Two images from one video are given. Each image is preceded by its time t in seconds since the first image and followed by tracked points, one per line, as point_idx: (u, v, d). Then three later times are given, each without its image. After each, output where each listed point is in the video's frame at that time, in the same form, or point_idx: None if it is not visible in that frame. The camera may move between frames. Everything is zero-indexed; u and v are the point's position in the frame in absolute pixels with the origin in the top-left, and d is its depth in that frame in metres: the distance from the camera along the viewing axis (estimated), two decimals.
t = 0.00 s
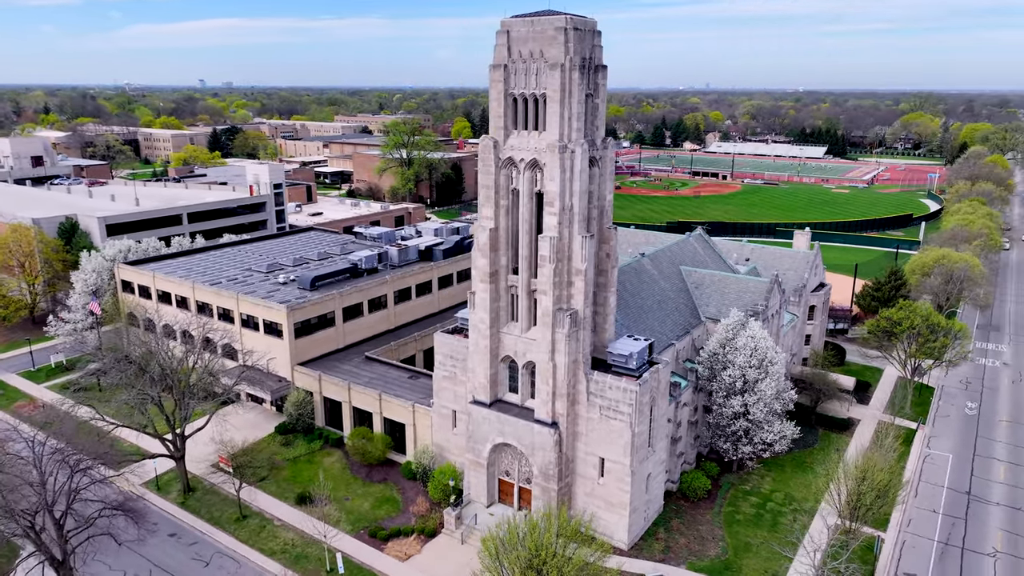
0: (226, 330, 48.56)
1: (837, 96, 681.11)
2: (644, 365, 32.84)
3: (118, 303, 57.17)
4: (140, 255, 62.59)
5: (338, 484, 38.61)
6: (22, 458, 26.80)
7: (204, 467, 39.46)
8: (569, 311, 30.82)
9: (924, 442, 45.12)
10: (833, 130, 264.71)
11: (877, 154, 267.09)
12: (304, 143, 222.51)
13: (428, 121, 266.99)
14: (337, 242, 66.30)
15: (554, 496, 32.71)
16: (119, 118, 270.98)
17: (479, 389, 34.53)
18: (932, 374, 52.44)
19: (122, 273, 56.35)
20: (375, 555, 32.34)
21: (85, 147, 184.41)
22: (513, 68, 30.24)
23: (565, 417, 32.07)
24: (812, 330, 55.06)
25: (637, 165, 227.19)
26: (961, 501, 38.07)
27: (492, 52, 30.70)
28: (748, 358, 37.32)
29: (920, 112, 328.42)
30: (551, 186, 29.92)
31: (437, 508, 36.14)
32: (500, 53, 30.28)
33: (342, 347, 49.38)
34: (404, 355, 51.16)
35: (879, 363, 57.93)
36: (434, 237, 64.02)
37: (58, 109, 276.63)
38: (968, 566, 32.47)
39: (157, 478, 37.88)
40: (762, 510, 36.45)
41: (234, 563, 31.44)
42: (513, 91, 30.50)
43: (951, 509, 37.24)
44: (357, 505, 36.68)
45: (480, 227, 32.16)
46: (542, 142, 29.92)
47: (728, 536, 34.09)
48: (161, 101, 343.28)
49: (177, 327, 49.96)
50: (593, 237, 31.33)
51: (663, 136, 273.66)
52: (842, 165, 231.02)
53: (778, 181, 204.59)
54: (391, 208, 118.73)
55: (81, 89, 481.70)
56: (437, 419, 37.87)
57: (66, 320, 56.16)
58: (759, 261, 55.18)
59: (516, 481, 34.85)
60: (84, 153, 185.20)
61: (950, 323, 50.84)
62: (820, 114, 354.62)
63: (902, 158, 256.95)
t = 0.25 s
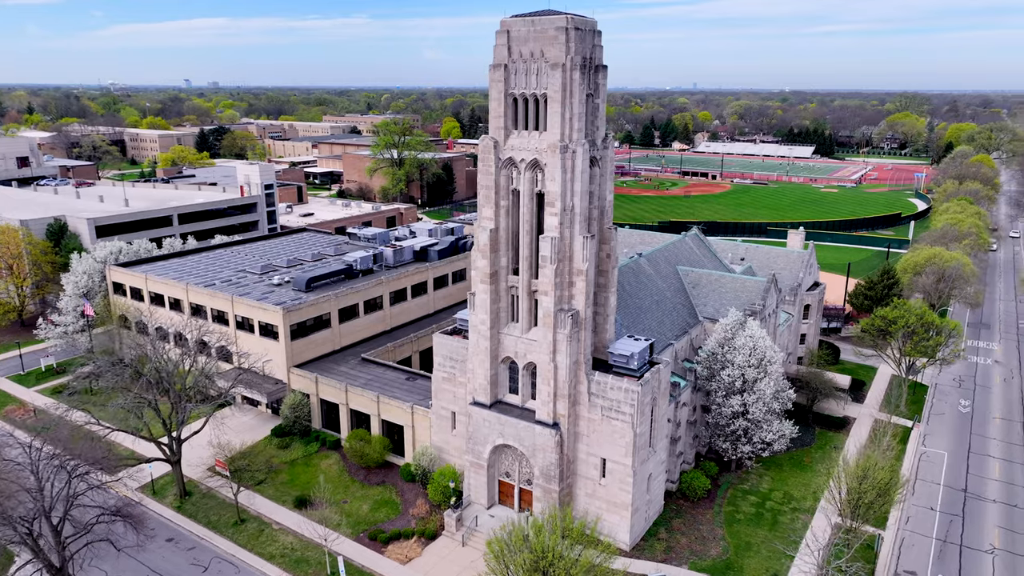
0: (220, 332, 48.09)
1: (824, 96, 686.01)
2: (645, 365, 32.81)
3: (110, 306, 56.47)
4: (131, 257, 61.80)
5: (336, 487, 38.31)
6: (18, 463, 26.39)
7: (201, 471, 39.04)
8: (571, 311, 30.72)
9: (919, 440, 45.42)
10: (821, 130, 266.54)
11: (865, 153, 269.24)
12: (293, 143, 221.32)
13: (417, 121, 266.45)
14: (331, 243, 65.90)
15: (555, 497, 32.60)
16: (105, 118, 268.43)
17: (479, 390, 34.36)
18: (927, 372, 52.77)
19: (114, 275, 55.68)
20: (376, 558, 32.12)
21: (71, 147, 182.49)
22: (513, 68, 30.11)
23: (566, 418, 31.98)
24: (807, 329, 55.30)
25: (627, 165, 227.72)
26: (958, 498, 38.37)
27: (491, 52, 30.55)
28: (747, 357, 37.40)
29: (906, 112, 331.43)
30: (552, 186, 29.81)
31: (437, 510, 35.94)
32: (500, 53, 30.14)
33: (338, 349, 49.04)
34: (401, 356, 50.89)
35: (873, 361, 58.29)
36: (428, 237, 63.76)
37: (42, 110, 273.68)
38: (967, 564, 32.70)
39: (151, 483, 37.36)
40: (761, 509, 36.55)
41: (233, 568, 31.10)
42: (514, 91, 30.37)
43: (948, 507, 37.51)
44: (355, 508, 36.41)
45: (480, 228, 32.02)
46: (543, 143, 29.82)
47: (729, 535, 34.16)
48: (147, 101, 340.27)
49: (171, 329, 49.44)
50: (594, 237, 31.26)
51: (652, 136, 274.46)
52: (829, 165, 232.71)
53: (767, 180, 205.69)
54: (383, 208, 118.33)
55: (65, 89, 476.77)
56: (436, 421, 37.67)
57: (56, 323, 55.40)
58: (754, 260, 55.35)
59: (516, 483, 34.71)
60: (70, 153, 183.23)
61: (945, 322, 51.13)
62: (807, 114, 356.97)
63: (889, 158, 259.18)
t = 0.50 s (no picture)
0: (215, 334, 47.62)
1: (810, 97, 690.78)
2: (646, 365, 32.79)
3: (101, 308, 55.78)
4: (123, 258, 61.03)
5: (334, 490, 38.02)
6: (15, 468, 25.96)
7: (197, 474, 38.65)
8: (572, 312, 30.64)
9: (915, 437, 45.73)
10: (809, 130, 268.27)
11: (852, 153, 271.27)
12: (282, 144, 219.96)
13: (406, 122, 265.69)
14: (325, 244, 65.51)
15: (557, 498, 32.51)
16: (90, 118, 265.63)
17: (479, 391, 34.22)
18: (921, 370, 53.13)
19: (105, 278, 55.00)
20: (377, 562, 31.89)
21: (56, 148, 180.42)
22: (514, 68, 30.00)
23: (568, 419, 31.90)
24: (802, 328, 55.55)
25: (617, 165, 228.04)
26: (955, 495, 38.67)
27: (492, 51, 30.41)
28: (747, 357, 37.49)
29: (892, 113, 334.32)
30: (554, 187, 29.74)
31: (438, 512, 35.75)
32: (500, 53, 30.02)
33: (334, 351, 48.71)
34: (397, 357, 50.64)
35: (867, 360, 58.66)
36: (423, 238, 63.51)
37: (26, 110, 270.41)
38: (966, 561, 32.95)
39: (148, 487, 36.92)
40: (761, 508, 36.66)
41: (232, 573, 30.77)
42: (515, 91, 30.26)
43: (945, 504, 37.79)
44: (355, 511, 36.16)
45: (481, 228, 31.90)
46: (544, 143, 29.75)
47: (729, 535, 34.22)
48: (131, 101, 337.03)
49: (164, 332, 48.91)
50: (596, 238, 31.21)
51: (642, 136, 275.13)
52: (818, 164, 234.28)
53: (757, 180, 206.75)
54: (374, 209, 117.92)
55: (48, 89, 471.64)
56: (435, 423, 37.48)
57: (47, 325, 54.62)
58: (748, 260, 55.55)
59: (517, 484, 34.59)
60: (55, 154, 181.15)
61: (940, 321, 51.49)
62: (795, 114, 359.12)
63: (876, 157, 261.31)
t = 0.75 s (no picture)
0: (209, 336, 47.14)
1: (798, 97, 695.41)
2: (647, 366, 32.75)
3: (93, 311, 55.07)
4: (114, 260, 60.30)
5: (332, 493, 37.73)
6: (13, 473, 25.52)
7: (193, 478, 38.25)
8: (574, 312, 30.54)
9: (911, 435, 46.04)
10: (797, 130, 269.91)
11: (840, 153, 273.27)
12: (270, 144, 218.67)
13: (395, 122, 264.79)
14: (319, 245, 65.08)
15: (559, 499, 32.41)
16: (75, 118, 262.82)
17: (480, 393, 34.07)
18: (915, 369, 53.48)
19: (97, 280, 54.29)
20: (379, 565, 31.71)
21: (41, 149, 178.40)
22: (514, 68, 29.87)
23: (569, 420, 31.82)
24: (798, 327, 55.77)
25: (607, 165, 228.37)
26: (952, 493, 38.97)
27: (492, 51, 30.28)
28: (746, 356, 37.57)
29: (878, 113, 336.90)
30: (555, 187, 29.63)
31: (438, 515, 35.58)
32: (501, 53, 29.89)
33: (330, 353, 48.37)
34: (394, 359, 50.36)
35: (861, 358, 59.00)
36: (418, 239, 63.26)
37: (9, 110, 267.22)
38: (965, 558, 33.19)
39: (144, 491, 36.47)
40: (761, 507, 36.78)
41: None
42: (515, 91, 30.15)
43: (943, 501, 38.08)
44: (354, 514, 35.92)
45: (481, 229, 31.77)
46: (545, 143, 29.66)
47: (730, 534, 34.27)
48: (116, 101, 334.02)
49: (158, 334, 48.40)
50: (597, 237, 31.11)
51: (631, 137, 275.70)
52: (806, 164, 235.76)
53: (746, 180, 207.66)
54: (366, 209, 117.45)
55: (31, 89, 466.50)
56: (435, 424, 37.30)
57: (37, 328, 53.85)
58: (743, 259, 55.69)
59: (518, 485, 34.47)
60: (40, 155, 179.04)
61: (935, 320, 51.84)
62: (782, 114, 361.24)
63: (864, 157, 263.40)
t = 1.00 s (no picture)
0: (204, 339, 46.65)
1: (781, 96, 699.68)
2: (649, 366, 32.70)
3: (84, 313, 54.37)
4: (106, 262, 59.63)
5: (331, 496, 37.44)
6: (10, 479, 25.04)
7: (190, 482, 37.85)
8: (576, 313, 30.48)
9: (907, 434, 46.33)
10: (785, 130, 271.47)
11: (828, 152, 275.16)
12: (258, 145, 217.25)
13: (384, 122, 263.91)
14: (312, 246, 64.68)
15: (560, 500, 32.33)
16: (59, 118, 259.95)
17: (481, 394, 33.94)
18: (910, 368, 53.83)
19: (89, 282, 53.60)
20: (381, 568, 31.48)
21: (26, 149, 176.37)
22: (515, 68, 29.77)
23: (571, 421, 31.75)
24: (793, 327, 55.99)
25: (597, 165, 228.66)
26: (949, 490, 39.27)
27: (493, 51, 30.15)
28: (745, 356, 37.63)
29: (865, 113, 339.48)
30: (557, 187, 29.53)
31: (438, 517, 35.41)
32: (502, 53, 29.77)
33: (326, 355, 48.05)
34: (391, 360, 50.10)
35: (855, 357, 59.34)
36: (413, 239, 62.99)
37: None
38: (964, 554, 33.43)
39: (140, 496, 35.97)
40: (761, 506, 36.87)
41: None
42: (516, 90, 30.05)
43: (940, 499, 38.33)
44: (354, 517, 35.69)
45: (482, 230, 31.65)
46: (547, 143, 29.58)
47: (732, 534, 34.30)
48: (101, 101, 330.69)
49: (151, 337, 47.86)
50: (599, 238, 31.06)
51: (621, 137, 276.23)
52: (795, 164, 237.25)
53: (736, 180, 208.57)
54: (358, 210, 116.95)
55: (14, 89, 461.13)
56: (434, 426, 37.12)
57: (27, 331, 53.10)
58: (738, 259, 55.83)
59: (519, 487, 34.36)
60: (25, 156, 177.00)
61: (930, 319, 52.22)
62: (770, 114, 363.24)
63: (851, 156, 265.40)
